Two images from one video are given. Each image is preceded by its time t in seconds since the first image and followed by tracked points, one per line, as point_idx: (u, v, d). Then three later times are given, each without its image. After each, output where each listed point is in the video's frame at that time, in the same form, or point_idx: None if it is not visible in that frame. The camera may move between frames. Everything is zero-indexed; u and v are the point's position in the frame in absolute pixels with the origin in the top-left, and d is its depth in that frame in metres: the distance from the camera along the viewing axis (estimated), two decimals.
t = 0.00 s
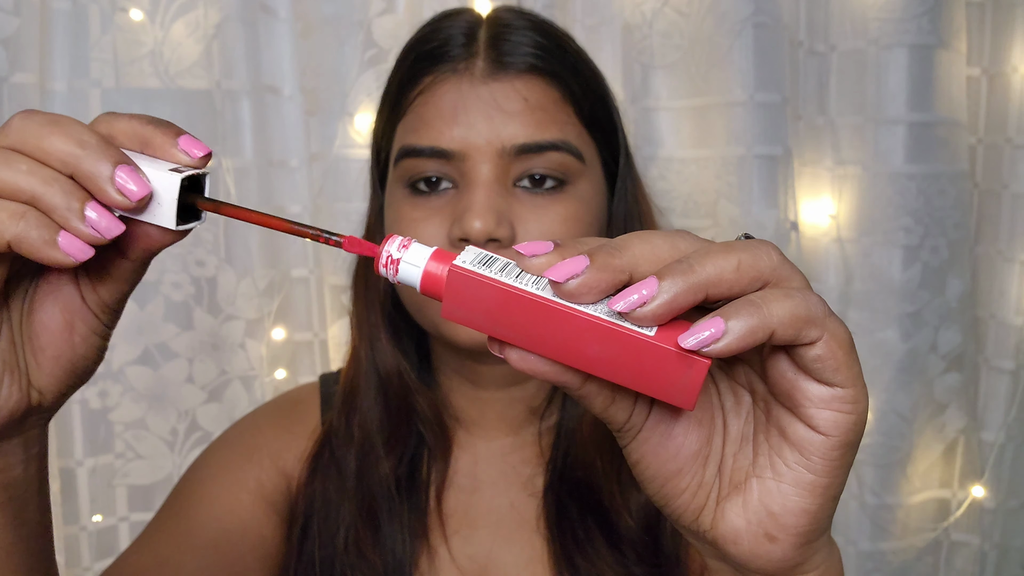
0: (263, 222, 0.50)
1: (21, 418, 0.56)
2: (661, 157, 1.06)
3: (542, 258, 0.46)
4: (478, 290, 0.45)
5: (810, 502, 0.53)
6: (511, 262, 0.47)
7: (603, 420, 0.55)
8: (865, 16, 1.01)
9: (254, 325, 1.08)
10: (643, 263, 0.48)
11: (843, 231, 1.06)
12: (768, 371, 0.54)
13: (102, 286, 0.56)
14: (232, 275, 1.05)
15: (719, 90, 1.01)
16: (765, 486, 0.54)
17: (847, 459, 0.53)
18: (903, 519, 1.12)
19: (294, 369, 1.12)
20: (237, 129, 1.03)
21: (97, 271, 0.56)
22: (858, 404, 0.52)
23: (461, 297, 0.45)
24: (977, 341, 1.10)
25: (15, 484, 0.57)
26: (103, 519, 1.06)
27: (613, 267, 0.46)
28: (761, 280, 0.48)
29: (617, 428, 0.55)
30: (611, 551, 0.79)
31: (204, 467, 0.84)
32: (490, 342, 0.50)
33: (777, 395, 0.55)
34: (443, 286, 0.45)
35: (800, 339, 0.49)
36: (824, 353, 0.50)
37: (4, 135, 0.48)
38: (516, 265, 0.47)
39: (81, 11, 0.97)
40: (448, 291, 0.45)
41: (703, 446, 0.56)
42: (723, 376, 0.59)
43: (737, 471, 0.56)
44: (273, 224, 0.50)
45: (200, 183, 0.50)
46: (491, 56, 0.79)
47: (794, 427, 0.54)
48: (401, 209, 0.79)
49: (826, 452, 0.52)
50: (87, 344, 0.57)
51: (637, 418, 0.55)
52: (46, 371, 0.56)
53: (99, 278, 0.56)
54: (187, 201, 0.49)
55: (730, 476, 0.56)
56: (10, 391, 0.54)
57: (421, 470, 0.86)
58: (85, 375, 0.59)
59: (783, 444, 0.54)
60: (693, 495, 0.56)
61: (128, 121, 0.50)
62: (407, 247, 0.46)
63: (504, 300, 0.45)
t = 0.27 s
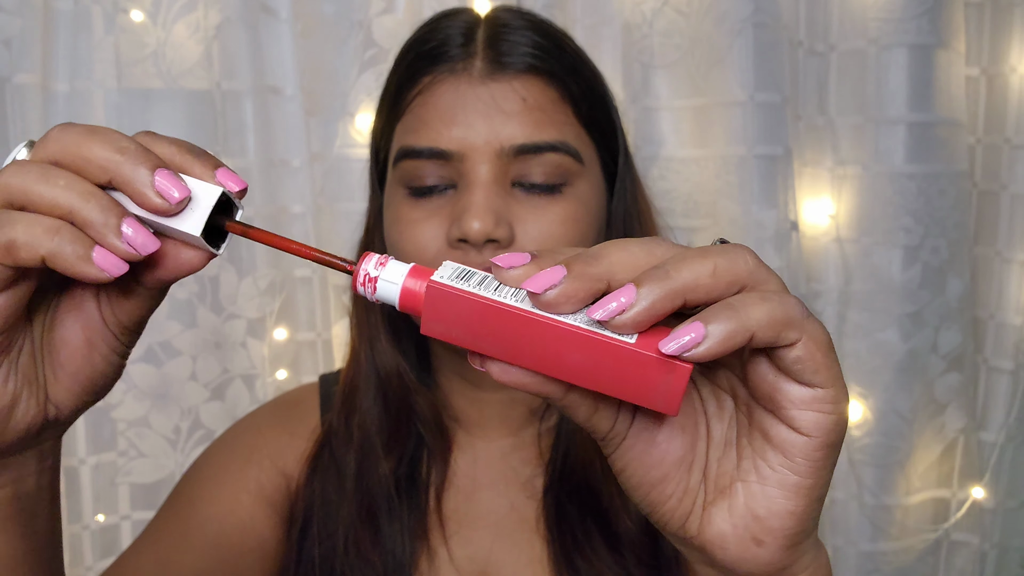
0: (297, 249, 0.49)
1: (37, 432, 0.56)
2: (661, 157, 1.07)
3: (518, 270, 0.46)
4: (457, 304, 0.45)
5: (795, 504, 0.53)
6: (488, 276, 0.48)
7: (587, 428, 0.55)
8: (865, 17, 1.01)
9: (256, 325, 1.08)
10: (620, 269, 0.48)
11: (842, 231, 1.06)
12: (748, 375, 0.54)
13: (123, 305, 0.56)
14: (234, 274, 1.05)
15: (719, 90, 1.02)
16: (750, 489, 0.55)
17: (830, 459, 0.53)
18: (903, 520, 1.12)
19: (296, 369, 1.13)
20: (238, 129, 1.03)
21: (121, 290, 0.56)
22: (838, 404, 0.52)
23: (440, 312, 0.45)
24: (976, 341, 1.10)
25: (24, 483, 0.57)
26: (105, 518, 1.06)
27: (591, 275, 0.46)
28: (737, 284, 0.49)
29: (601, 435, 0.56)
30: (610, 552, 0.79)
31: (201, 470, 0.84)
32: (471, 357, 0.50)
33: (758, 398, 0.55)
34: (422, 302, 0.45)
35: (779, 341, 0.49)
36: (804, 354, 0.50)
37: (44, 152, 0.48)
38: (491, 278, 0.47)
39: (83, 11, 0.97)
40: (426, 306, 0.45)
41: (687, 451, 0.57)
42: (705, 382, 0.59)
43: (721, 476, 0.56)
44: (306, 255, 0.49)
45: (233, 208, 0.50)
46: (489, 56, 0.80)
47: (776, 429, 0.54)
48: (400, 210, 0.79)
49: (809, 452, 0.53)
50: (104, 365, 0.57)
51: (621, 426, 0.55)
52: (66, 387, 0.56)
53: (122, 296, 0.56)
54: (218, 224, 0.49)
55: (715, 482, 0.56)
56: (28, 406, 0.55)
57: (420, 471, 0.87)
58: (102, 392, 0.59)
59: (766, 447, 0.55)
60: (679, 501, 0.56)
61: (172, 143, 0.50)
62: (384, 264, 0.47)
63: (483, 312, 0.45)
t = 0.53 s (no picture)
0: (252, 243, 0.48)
1: (13, 425, 0.56)
2: (661, 157, 1.07)
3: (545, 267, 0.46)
4: (486, 302, 0.45)
5: (819, 507, 0.54)
6: (515, 272, 0.47)
7: (611, 428, 0.55)
8: (866, 16, 1.01)
9: (256, 324, 1.08)
10: (651, 269, 0.48)
11: (842, 231, 1.06)
12: (775, 376, 0.55)
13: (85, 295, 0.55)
14: (234, 274, 1.05)
15: (719, 89, 1.01)
16: (773, 491, 0.55)
17: (855, 462, 0.54)
18: (904, 520, 1.12)
19: (296, 369, 1.13)
20: (238, 129, 1.03)
21: (82, 280, 0.55)
22: (866, 406, 0.52)
23: (467, 310, 0.45)
24: (977, 341, 1.09)
25: (9, 479, 0.57)
26: (103, 518, 1.06)
27: (620, 273, 0.46)
28: (769, 287, 0.49)
29: (623, 436, 0.56)
30: (609, 552, 0.79)
31: (201, 472, 0.85)
32: (496, 354, 0.50)
33: (782, 397, 0.55)
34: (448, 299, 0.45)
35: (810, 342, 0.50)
36: (835, 356, 0.51)
37: (20, 137, 0.49)
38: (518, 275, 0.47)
39: (83, 11, 0.97)
40: (453, 304, 0.45)
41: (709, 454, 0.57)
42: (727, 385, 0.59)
43: (743, 478, 0.57)
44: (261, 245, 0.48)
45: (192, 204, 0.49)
46: (490, 56, 0.80)
47: (801, 430, 0.54)
48: (401, 210, 0.79)
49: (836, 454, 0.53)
50: (75, 359, 0.57)
51: (645, 426, 0.56)
52: (38, 382, 0.56)
53: (83, 287, 0.55)
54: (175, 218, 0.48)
55: (736, 484, 0.57)
56: None
57: (421, 471, 0.87)
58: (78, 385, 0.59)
59: (790, 449, 0.55)
60: (699, 504, 0.56)
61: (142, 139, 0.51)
62: (407, 260, 0.46)
63: (511, 310, 0.45)
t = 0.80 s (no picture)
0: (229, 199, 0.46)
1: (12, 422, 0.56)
2: (663, 157, 1.06)
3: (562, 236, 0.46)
4: (501, 266, 0.44)
5: (818, 488, 0.53)
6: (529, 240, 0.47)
7: (611, 408, 0.55)
8: (869, 15, 1.00)
9: (255, 324, 1.08)
10: (663, 244, 0.48)
11: (848, 231, 1.05)
12: (776, 356, 0.55)
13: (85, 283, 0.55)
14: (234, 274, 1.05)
15: (720, 89, 1.01)
16: (772, 473, 0.55)
17: (853, 444, 0.53)
18: (908, 522, 1.11)
19: (296, 369, 1.13)
20: (238, 129, 1.03)
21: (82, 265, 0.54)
22: (867, 387, 0.52)
23: (481, 275, 0.44)
24: (983, 342, 1.09)
25: (9, 482, 0.57)
26: (103, 519, 1.06)
27: (636, 245, 0.46)
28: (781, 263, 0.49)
29: (622, 417, 0.55)
30: (610, 552, 0.78)
31: (201, 470, 0.84)
32: (502, 323, 0.49)
33: (783, 377, 0.55)
34: (462, 263, 0.44)
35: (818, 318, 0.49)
36: (839, 334, 0.50)
37: None
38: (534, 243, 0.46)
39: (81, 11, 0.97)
40: (469, 266, 0.44)
41: (706, 437, 0.57)
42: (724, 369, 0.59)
43: (740, 460, 0.56)
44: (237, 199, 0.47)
45: (171, 168, 0.48)
46: (491, 56, 0.79)
47: (802, 411, 0.54)
48: (401, 208, 0.79)
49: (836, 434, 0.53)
50: (71, 346, 0.56)
51: (645, 405, 0.56)
52: (32, 375, 0.55)
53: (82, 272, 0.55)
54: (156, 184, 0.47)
55: (733, 466, 0.56)
56: None
57: (420, 469, 0.86)
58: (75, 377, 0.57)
59: (790, 430, 0.55)
60: (696, 486, 0.56)
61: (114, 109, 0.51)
62: (423, 222, 0.45)
63: (526, 276, 0.44)
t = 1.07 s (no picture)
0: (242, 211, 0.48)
1: (35, 426, 0.55)
2: (662, 157, 1.06)
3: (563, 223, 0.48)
4: (504, 243, 0.44)
5: (802, 474, 0.53)
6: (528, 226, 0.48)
7: (603, 397, 0.54)
8: (869, 16, 1.00)
9: (255, 325, 1.07)
10: (661, 228, 0.48)
11: (848, 231, 1.06)
12: (763, 343, 0.55)
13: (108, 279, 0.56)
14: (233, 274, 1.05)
15: (720, 89, 1.01)
16: (758, 460, 0.55)
17: (837, 429, 0.53)
18: (908, 521, 1.11)
19: (296, 369, 1.12)
20: (236, 128, 1.02)
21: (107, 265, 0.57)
22: (851, 372, 0.52)
23: (483, 252, 0.45)
24: (982, 342, 1.09)
25: (28, 483, 0.57)
26: (102, 518, 1.05)
27: (634, 227, 0.47)
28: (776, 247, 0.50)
29: (613, 406, 0.55)
30: (610, 556, 0.78)
31: (202, 471, 0.83)
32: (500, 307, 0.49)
33: (768, 364, 0.55)
34: (465, 242, 0.45)
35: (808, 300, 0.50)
36: (825, 317, 0.51)
37: None
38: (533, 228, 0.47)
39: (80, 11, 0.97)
40: (473, 243, 0.44)
41: (694, 426, 0.56)
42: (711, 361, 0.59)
43: (728, 449, 0.56)
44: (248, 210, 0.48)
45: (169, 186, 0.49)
46: (492, 55, 0.79)
47: (788, 397, 0.54)
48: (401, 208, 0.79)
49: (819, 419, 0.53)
50: (92, 338, 0.57)
51: (636, 394, 0.55)
52: (54, 371, 0.55)
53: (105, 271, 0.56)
54: (156, 203, 0.47)
55: (720, 455, 0.56)
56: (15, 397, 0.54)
57: (420, 468, 0.86)
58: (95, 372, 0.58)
59: (776, 417, 0.55)
60: (684, 475, 0.56)
61: (59, 138, 0.47)
62: (428, 203, 0.45)
63: (528, 252, 0.45)
